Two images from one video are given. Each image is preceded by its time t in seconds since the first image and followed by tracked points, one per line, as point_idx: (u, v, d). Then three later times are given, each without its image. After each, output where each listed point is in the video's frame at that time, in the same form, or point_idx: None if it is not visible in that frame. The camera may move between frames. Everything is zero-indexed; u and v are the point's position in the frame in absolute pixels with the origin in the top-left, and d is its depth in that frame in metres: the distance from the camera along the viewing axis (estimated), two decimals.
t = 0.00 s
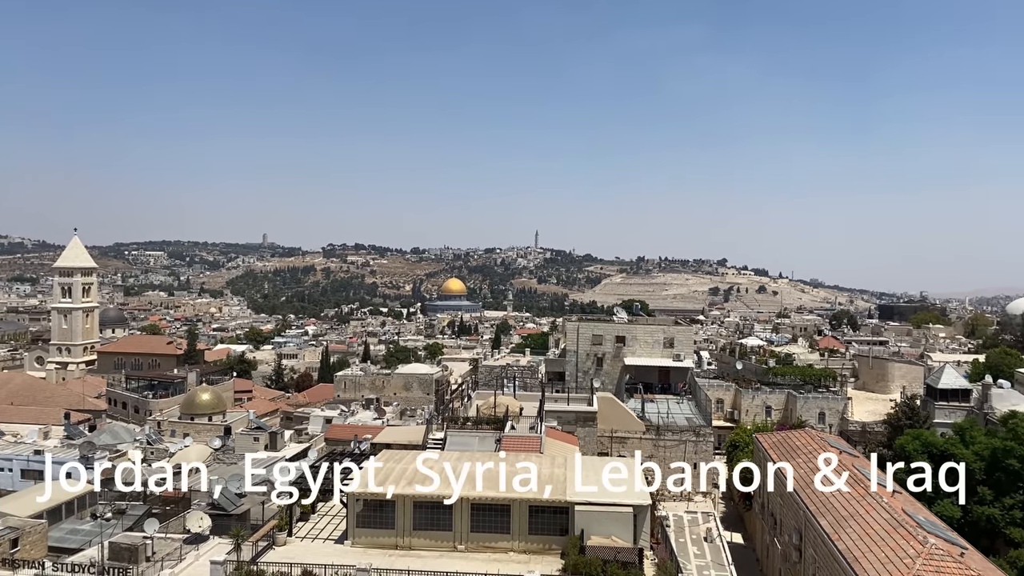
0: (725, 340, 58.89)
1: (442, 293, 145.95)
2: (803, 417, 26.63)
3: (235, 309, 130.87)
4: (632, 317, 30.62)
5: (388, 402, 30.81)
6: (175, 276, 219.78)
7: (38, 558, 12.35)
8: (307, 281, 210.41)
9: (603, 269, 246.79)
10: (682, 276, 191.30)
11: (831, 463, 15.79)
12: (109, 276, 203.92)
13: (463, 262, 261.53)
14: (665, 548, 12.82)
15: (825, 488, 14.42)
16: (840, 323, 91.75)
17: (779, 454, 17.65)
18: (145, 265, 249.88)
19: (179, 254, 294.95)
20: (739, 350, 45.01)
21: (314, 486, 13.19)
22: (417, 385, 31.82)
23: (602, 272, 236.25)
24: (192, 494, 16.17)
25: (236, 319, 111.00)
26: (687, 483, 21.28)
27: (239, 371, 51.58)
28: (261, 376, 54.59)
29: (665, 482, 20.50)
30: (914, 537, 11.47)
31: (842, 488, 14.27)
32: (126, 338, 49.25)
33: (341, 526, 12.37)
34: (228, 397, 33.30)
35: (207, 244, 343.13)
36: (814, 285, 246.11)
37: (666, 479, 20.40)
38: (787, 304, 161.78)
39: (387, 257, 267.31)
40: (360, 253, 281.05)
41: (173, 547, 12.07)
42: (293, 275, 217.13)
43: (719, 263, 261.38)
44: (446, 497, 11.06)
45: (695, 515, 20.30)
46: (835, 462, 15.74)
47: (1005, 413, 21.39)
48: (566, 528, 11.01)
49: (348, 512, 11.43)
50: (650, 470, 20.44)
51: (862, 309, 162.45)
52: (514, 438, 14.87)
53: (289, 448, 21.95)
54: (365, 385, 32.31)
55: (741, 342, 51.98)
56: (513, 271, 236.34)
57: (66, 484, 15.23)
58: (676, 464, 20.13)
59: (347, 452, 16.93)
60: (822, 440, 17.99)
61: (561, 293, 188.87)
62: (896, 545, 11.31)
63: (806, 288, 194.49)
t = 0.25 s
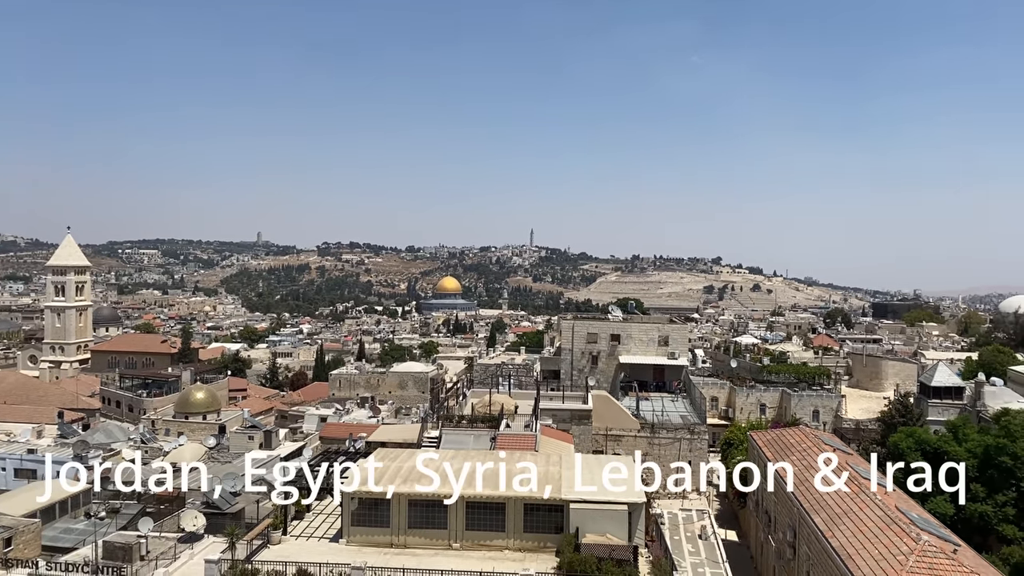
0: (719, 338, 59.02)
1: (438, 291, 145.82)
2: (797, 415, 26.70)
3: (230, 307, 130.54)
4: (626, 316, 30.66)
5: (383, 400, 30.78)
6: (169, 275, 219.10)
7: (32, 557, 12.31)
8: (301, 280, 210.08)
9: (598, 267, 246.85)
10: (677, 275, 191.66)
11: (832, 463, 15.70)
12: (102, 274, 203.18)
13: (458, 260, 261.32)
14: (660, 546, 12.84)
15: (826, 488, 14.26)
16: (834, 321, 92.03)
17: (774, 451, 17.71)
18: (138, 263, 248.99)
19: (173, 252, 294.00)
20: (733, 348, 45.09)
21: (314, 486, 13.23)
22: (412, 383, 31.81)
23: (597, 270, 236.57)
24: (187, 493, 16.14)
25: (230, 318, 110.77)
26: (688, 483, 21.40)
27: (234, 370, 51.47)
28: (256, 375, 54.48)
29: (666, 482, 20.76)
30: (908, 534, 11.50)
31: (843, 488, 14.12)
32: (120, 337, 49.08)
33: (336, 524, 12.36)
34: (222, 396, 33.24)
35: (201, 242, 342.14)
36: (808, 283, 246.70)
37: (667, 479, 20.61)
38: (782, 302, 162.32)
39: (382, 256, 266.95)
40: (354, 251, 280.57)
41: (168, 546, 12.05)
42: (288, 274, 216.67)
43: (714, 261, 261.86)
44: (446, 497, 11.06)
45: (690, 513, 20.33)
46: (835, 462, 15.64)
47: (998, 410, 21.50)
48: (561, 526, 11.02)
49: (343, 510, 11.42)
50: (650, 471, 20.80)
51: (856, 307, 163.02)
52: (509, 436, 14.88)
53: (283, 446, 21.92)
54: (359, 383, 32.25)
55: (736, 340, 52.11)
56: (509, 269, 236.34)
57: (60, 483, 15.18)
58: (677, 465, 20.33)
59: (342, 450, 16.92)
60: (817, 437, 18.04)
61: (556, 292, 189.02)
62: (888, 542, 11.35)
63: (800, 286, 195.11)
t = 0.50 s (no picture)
0: (712, 336, 59.20)
1: (431, 289, 145.65)
2: (790, 413, 26.82)
3: (222, 305, 130.13)
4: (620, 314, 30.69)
5: (376, 398, 30.74)
6: (161, 273, 218.21)
7: (23, 556, 12.25)
8: (294, 278, 209.64)
9: (591, 265, 247.00)
10: (670, 273, 192.00)
11: (831, 463, 15.67)
12: (94, 272, 202.22)
13: (452, 258, 261.23)
14: (654, 543, 12.86)
15: (824, 488, 14.16)
16: (826, 318, 92.45)
17: (766, 449, 17.77)
18: (130, 261, 247.91)
19: (166, 250, 292.86)
20: (726, 346, 45.21)
21: (312, 486, 13.29)
22: (405, 381, 31.79)
23: (591, 268, 236.84)
24: (179, 491, 16.09)
25: (223, 316, 110.38)
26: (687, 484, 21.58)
27: (226, 368, 51.32)
28: (248, 373, 54.33)
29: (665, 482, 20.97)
30: (899, 532, 11.54)
31: (842, 488, 14.01)
32: (112, 335, 48.86)
33: (329, 523, 12.33)
34: (215, 394, 33.14)
35: (193, 240, 340.80)
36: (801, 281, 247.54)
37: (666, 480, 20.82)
38: (775, 300, 162.89)
39: (376, 254, 266.54)
40: (348, 249, 279.94)
41: (160, 545, 12.00)
42: (281, 272, 216.03)
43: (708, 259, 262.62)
44: (445, 496, 11.03)
45: (682, 511, 20.37)
46: (835, 462, 15.59)
47: (989, 407, 21.62)
48: (554, 524, 11.04)
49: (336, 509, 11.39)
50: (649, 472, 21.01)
51: (847, 305, 163.85)
52: (502, 434, 14.88)
53: (276, 445, 21.87)
54: (353, 381, 32.19)
55: (729, 338, 52.31)
56: (502, 267, 236.34)
57: (51, 482, 15.09)
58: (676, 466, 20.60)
59: (335, 448, 16.88)
60: (809, 435, 18.10)
61: (550, 290, 189.16)
62: (880, 539, 11.40)
63: (793, 284, 195.80)
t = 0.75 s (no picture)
0: (706, 334, 59.35)
1: (426, 288, 145.53)
2: (783, 411, 26.92)
3: (216, 304, 129.77)
4: (614, 312, 30.74)
5: (371, 397, 30.72)
6: (155, 272, 217.51)
7: (16, 556, 12.19)
8: (288, 276, 209.22)
9: (586, 263, 247.22)
10: (665, 271, 192.30)
11: (831, 463, 15.48)
12: (86, 270, 201.36)
13: (447, 257, 261.07)
14: (648, 541, 12.86)
15: (825, 488, 13.98)
16: (820, 316, 92.78)
17: (760, 447, 17.83)
18: (123, 259, 246.91)
19: (159, 248, 291.89)
20: (720, 344, 45.31)
21: (314, 486, 13.17)
22: (400, 380, 31.79)
23: (586, 267, 237.07)
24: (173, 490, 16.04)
25: (216, 314, 110.12)
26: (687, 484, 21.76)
27: (220, 367, 51.19)
28: (242, 371, 54.20)
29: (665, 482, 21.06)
30: (892, 528, 11.57)
31: (842, 488, 13.87)
32: (105, 334, 48.67)
33: (323, 522, 12.32)
34: (209, 393, 33.07)
35: (186, 239, 339.57)
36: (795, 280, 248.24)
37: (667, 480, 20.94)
38: (768, 298, 163.28)
39: (370, 252, 266.22)
40: (342, 247, 279.41)
41: (153, 544, 11.97)
42: (275, 270, 215.56)
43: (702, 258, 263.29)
44: (445, 496, 11.07)
45: (677, 508, 20.42)
46: (835, 461, 15.40)
47: (981, 404, 21.73)
48: (549, 522, 11.05)
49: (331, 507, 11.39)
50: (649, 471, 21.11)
51: (841, 303, 164.49)
52: (497, 433, 14.89)
53: (271, 443, 21.83)
54: (347, 380, 32.15)
55: (723, 336, 52.45)
56: (497, 265, 236.38)
57: (44, 481, 15.01)
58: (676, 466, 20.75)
59: (329, 447, 16.85)
60: (803, 433, 18.15)
61: (544, 288, 189.25)
62: (874, 536, 11.43)
63: (787, 282, 196.39)
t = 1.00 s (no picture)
0: (700, 332, 59.47)
1: (420, 286, 145.39)
2: (778, 408, 27.04)
3: (210, 302, 129.40)
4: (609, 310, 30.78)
5: (365, 395, 30.72)
6: (149, 270, 216.76)
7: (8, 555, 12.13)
8: (283, 274, 208.75)
9: (581, 262, 247.48)
10: (659, 269, 192.63)
11: (830, 463, 15.38)
12: (79, 268, 200.53)
13: (442, 255, 260.91)
14: (643, 538, 12.90)
15: (825, 488, 13.82)
16: (814, 314, 93.12)
17: (754, 444, 17.88)
18: (116, 257, 245.97)
19: (153, 246, 291.16)
20: (714, 342, 45.42)
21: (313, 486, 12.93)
22: (394, 377, 31.78)
23: (580, 265, 237.37)
24: (167, 488, 16.00)
25: (210, 313, 109.78)
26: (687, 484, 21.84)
27: (214, 365, 51.07)
28: (236, 369, 54.10)
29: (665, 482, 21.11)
30: (885, 526, 11.62)
31: (843, 488, 13.72)
32: (98, 332, 48.48)
33: (318, 519, 12.32)
34: (203, 391, 33.02)
35: (180, 237, 338.52)
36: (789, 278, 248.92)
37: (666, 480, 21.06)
38: (762, 296, 163.64)
39: (365, 250, 265.98)
40: (337, 245, 279.02)
41: (147, 543, 11.95)
42: (269, 269, 215.13)
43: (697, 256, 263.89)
44: (446, 496, 11.10)
45: (671, 505, 20.49)
46: (835, 462, 15.24)
47: (973, 401, 21.85)
48: (543, 519, 11.05)
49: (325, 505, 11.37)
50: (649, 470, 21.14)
51: (834, 301, 165.07)
52: (491, 431, 14.90)
53: (265, 442, 21.79)
54: (342, 378, 32.12)
55: (717, 334, 52.60)
56: (492, 264, 236.44)
57: (37, 480, 14.94)
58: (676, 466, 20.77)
59: (324, 445, 16.81)
60: (796, 430, 18.21)
61: (539, 286, 189.27)
62: (867, 533, 11.46)
63: (781, 280, 196.85)
